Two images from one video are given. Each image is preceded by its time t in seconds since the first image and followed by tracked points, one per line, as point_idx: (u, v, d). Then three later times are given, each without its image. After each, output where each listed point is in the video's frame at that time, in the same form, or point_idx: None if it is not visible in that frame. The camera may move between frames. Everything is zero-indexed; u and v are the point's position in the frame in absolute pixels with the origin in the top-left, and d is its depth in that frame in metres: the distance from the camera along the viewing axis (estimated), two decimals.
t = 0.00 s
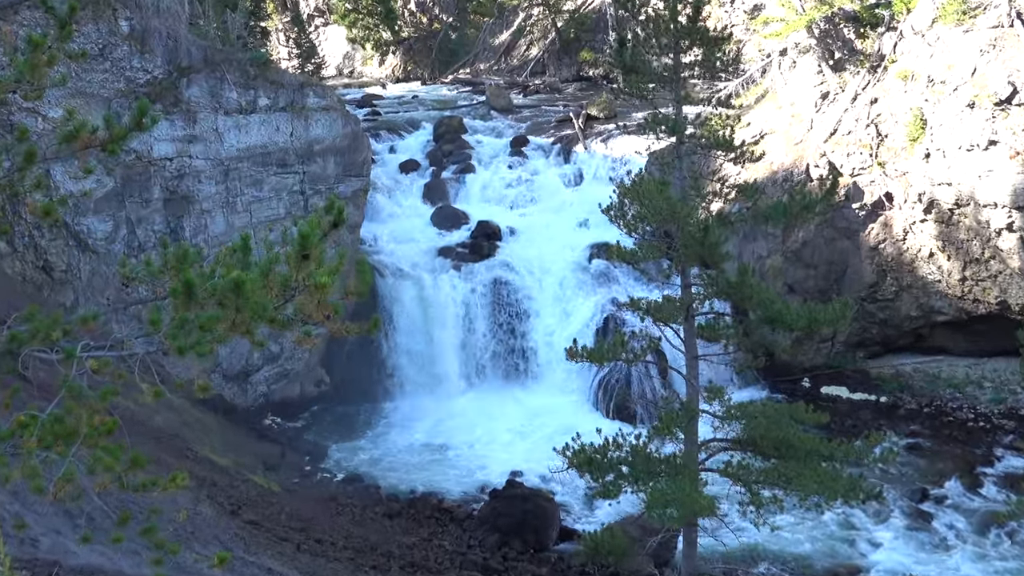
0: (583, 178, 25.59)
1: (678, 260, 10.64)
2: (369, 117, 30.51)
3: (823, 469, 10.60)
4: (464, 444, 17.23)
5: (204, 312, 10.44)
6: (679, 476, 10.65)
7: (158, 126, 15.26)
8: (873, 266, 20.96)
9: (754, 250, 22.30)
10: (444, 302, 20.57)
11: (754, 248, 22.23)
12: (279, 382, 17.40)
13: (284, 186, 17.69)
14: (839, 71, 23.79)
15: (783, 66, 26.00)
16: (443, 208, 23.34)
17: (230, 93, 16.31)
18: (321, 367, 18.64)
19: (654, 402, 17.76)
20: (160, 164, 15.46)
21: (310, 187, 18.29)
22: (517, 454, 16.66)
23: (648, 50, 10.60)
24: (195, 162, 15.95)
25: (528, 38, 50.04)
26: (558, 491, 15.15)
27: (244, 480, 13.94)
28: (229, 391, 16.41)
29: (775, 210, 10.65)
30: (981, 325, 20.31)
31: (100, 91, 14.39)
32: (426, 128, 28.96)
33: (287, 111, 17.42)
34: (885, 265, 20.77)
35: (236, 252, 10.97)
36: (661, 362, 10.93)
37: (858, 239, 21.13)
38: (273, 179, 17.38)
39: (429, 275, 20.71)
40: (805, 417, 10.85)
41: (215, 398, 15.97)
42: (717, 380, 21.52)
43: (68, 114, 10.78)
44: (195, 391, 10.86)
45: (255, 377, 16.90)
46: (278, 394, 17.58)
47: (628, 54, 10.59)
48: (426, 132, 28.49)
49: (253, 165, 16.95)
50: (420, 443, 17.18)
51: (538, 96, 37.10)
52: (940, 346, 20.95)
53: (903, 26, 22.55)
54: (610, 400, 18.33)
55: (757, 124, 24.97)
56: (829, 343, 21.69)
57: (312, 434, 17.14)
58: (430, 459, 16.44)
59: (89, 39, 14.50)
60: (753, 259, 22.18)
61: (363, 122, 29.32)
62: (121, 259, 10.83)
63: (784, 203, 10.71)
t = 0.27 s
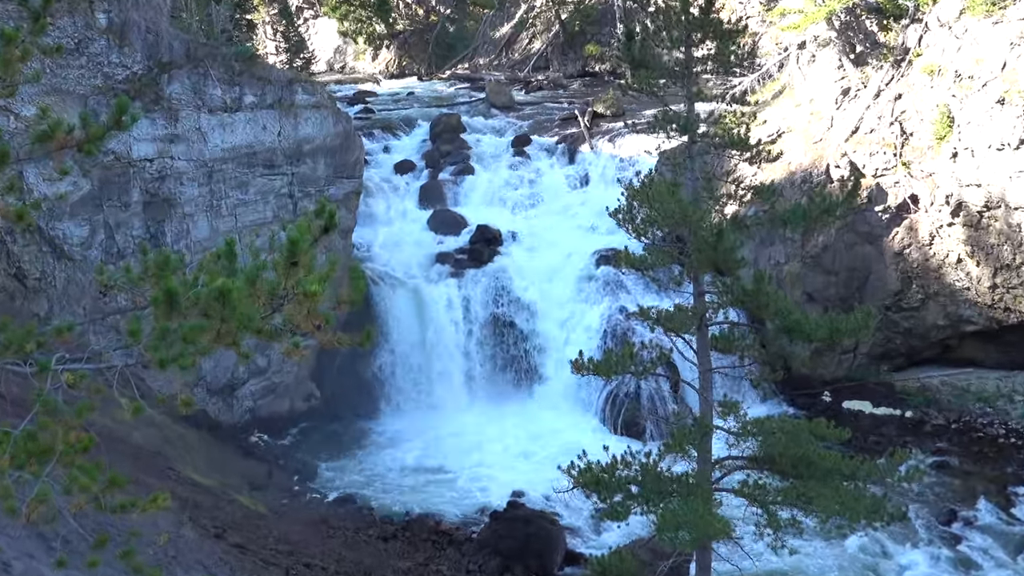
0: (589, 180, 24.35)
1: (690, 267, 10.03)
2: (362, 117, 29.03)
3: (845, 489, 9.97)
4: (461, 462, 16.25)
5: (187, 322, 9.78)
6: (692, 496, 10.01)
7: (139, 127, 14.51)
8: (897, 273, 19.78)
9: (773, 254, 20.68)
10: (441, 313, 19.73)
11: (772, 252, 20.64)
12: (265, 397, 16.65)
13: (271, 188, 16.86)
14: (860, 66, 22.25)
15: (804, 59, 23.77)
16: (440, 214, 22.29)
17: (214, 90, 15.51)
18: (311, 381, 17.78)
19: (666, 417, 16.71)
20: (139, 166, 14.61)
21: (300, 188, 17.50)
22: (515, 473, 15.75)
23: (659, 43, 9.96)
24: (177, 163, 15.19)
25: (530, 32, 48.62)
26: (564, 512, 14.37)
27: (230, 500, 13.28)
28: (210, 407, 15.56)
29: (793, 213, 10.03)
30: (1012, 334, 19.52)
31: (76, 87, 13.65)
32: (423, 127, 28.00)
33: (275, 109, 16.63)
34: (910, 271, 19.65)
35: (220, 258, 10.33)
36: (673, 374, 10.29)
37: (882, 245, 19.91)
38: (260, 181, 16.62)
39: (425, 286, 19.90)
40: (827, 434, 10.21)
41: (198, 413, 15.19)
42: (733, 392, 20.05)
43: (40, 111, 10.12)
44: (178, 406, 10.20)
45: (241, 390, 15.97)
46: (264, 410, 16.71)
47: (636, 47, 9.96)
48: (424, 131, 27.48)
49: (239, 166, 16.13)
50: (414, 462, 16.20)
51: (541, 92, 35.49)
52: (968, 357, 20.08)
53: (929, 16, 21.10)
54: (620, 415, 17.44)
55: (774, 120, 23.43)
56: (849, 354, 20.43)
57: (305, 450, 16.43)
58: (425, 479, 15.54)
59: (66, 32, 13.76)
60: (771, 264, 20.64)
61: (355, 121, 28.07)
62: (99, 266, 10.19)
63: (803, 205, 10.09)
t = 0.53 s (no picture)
0: (596, 172, 22.62)
1: (703, 268, 9.42)
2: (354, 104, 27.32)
3: (868, 505, 9.28)
4: (455, 481, 15.09)
5: (167, 324, 9.16)
6: (704, 512, 9.35)
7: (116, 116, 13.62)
8: (924, 274, 18.17)
9: (791, 255, 18.86)
10: (436, 317, 18.39)
11: (790, 253, 18.84)
12: (250, 405, 15.81)
13: (258, 182, 15.85)
14: (886, 54, 19.98)
15: (823, 47, 21.53)
16: (436, 209, 21.00)
17: (196, 78, 14.67)
18: (298, 388, 16.67)
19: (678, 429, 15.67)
20: (115, 158, 13.89)
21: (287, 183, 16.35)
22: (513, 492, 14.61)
23: (671, 30, 9.34)
24: (156, 155, 14.40)
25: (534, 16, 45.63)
26: (568, 530, 13.56)
27: (212, 514, 12.62)
28: (192, 416, 14.86)
29: (813, 210, 9.40)
30: None
31: (48, 76, 13.03)
32: (419, 117, 25.78)
33: (261, 98, 15.56)
34: (937, 273, 18.07)
35: (202, 257, 9.70)
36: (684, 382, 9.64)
37: (908, 244, 18.24)
38: (245, 175, 15.62)
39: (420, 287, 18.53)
40: (848, 446, 9.56)
41: (180, 422, 14.43)
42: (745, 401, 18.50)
43: (12, 100, 9.50)
44: (158, 415, 9.54)
45: (225, 398, 15.26)
46: (249, 420, 15.88)
47: (646, 33, 9.33)
48: (420, 122, 25.41)
49: (223, 158, 15.22)
50: (408, 474, 15.32)
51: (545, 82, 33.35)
52: (998, 365, 18.58)
53: None
54: (626, 426, 16.09)
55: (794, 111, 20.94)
56: (874, 360, 18.68)
57: (295, 460, 15.64)
58: (419, 495, 14.60)
59: (40, 16, 13.17)
60: (789, 266, 18.88)
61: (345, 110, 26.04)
62: (73, 265, 9.56)
63: (824, 202, 9.45)
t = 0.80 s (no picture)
0: (599, 169, 21.75)
1: (714, 268, 8.89)
2: (343, 90, 26.50)
3: (889, 520, 8.74)
4: (449, 499, 14.22)
5: (145, 328, 8.64)
6: (713, 527, 8.85)
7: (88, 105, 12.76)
8: (947, 275, 16.72)
9: (807, 254, 17.31)
10: (429, 320, 17.32)
11: (805, 252, 17.33)
12: (232, 413, 15.23)
13: (242, 176, 14.92)
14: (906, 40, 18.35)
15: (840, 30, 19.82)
16: (429, 207, 20.05)
17: (175, 66, 13.77)
18: (283, 394, 15.99)
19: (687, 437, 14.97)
20: (90, 151, 13.09)
21: (273, 178, 15.33)
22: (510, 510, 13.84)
23: (680, 14, 8.78)
24: (133, 148, 13.58)
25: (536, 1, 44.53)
26: (569, 544, 12.95)
27: (194, 530, 12.07)
28: (170, 425, 14.31)
29: (829, 207, 8.87)
30: None
31: (18, 63, 12.20)
32: (412, 108, 24.93)
33: (244, 88, 14.59)
34: (962, 274, 16.62)
35: (183, 256, 9.17)
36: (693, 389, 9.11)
37: (931, 244, 16.79)
38: (227, 169, 14.70)
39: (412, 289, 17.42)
40: (866, 457, 9.02)
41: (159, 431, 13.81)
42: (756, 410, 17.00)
43: None
44: (134, 423, 8.99)
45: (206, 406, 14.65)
46: (231, 429, 15.28)
47: (654, 19, 8.78)
48: (412, 114, 24.58)
49: (205, 151, 14.37)
50: (396, 489, 14.47)
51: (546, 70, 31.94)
52: None
53: None
54: (632, 435, 15.29)
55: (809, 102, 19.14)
56: (893, 366, 17.25)
57: (281, 468, 15.02)
58: (411, 508, 13.94)
59: None
60: (804, 266, 17.32)
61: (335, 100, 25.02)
62: (46, 264, 9.03)
63: (841, 199, 8.90)
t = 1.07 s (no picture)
0: (602, 160, 21.33)
1: (724, 269, 8.38)
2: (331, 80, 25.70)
3: (910, 538, 8.21)
4: (444, 513, 13.71)
5: (121, 332, 8.06)
6: (722, 543, 8.33)
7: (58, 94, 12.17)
8: (971, 275, 15.62)
9: (821, 253, 16.58)
10: (423, 324, 16.84)
11: (820, 250, 16.58)
12: (213, 421, 14.77)
13: (224, 170, 14.28)
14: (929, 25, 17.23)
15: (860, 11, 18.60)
16: (422, 204, 19.46)
17: (152, 52, 13.08)
18: (267, 401, 15.45)
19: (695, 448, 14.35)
20: (62, 143, 12.42)
21: (256, 172, 14.61)
22: (507, 524, 13.31)
23: None
24: (108, 140, 12.93)
25: None
26: (568, 560, 12.40)
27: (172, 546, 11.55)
28: (147, 434, 13.82)
29: (847, 204, 8.35)
30: None
31: None
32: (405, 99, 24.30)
33: (226, 76, 13.93)
34: (987, 275, 15.52)
35: (161, 255, 8.66)
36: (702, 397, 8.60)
37: (955, 242, 15.69)
38: (207, 162, 14.05)
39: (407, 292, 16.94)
40: (886, 469, 8.50)
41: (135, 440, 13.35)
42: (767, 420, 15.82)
43: None
44: (108, 432, 8.51)
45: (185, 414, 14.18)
46: (212, 438, 14.84)
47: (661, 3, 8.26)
48: (404, 105, 23.96)
49: (184, 144, 13.74)
50: (385, 504, 13.92)
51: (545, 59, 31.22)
52: None
53: None
54: (637, 445, 14.67)
55: (825, 91, 18.27)
56: (914, 372, 16.11)
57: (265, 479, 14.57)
58: (401, 521, 13.45)
59: None
60: (819, 266, 16.56)
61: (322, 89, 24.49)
62: (16, 263, 8.51)
63: (860, 195, 8.38)
